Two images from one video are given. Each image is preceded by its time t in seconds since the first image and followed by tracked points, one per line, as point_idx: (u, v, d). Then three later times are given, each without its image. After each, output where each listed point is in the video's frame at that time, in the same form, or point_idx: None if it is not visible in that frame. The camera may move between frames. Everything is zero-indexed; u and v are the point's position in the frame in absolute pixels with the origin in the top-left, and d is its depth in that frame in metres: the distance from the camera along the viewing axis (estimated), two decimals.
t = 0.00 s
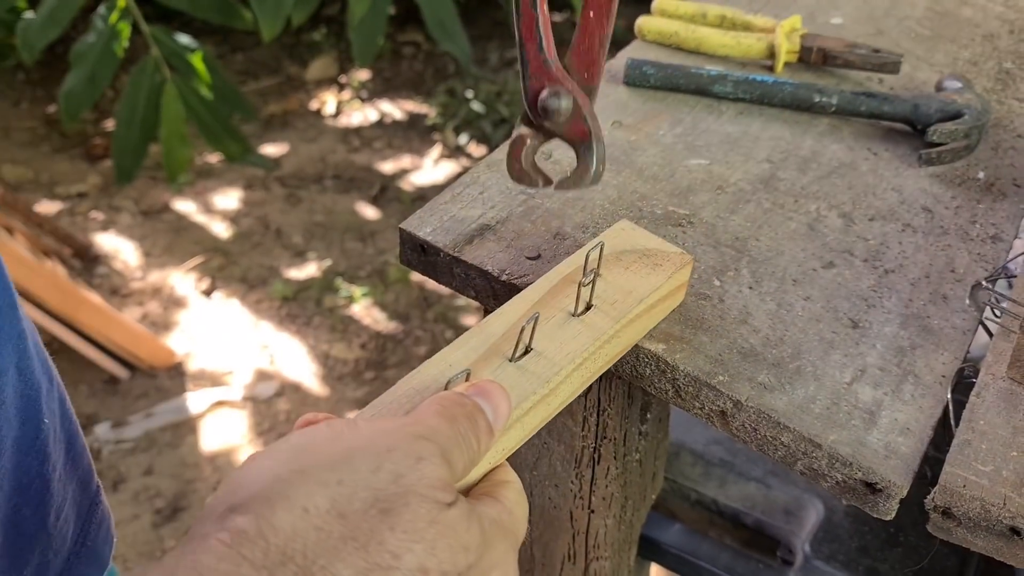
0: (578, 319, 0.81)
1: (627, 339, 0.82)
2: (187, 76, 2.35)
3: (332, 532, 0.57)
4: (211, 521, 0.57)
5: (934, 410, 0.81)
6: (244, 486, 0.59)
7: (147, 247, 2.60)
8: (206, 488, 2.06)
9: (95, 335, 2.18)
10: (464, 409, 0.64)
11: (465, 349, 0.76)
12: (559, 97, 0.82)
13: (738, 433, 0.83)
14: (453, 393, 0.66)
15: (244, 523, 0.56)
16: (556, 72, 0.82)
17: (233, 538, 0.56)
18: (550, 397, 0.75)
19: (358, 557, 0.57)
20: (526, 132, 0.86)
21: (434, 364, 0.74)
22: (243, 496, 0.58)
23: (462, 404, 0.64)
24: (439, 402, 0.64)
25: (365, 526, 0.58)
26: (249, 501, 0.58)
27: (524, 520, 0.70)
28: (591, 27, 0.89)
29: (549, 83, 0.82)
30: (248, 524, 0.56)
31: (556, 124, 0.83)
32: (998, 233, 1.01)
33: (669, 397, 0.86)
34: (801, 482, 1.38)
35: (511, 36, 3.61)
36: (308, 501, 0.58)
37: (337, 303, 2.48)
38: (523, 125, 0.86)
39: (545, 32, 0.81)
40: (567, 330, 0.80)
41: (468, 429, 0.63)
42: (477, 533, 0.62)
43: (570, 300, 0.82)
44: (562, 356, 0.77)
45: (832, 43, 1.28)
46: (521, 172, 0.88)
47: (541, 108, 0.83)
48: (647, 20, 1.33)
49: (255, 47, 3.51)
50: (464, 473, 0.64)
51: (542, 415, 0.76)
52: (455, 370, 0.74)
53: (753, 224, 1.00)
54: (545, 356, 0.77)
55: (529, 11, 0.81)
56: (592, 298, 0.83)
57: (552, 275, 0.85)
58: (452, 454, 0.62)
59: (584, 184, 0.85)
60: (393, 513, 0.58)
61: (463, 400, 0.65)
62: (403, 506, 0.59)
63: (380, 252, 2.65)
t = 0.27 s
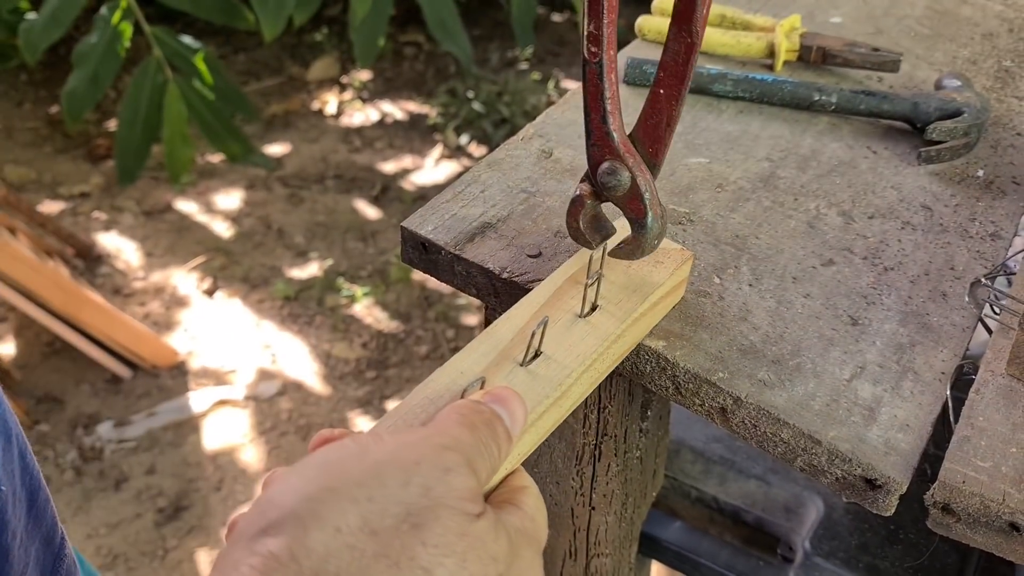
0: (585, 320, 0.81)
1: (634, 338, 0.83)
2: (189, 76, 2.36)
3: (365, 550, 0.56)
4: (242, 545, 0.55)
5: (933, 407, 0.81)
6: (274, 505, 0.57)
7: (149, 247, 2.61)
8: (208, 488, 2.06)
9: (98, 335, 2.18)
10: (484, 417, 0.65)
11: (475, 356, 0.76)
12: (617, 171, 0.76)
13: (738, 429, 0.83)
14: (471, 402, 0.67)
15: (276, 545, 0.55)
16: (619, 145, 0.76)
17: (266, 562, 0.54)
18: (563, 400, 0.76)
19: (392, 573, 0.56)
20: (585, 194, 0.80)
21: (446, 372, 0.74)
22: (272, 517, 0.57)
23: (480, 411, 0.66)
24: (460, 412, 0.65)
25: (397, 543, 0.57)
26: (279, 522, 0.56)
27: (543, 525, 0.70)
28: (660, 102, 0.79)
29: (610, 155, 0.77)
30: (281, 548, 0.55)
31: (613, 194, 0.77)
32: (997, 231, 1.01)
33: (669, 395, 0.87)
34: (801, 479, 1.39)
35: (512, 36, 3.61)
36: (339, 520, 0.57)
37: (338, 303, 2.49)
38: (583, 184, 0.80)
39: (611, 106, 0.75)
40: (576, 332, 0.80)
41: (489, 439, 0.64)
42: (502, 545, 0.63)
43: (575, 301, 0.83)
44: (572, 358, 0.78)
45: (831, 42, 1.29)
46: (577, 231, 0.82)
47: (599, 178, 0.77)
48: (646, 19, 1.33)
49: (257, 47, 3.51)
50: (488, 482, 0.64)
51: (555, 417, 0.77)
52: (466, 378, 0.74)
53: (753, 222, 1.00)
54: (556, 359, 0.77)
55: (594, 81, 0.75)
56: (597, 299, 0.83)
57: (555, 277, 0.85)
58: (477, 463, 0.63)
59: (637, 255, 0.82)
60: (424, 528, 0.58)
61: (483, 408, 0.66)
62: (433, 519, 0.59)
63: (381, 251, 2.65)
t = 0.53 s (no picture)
0: (588, 323, 0.81)
1: (636, 340, 0.83)
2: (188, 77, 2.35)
3: (382, 564, 0.56)
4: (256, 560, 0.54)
5: (933, 411, 0.81)
6: (289, 518, 0.56)
7: (148, 248, 2.60)
8: (207, 489, 2.06)
9: (97, 336, 2.18)
10: (495, 425, 0.65)
11: (478, 364, 0.76)
12: (601, 212, 0.76)
13: (736, 434, 0.83)
14: (481, 410, 0.66)
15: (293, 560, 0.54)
16: (603, 185, 0.76)
17: None
18: (568, 405, 0.75)
19: None
20: (567, 233, 0.79)
21: (449, 381, 0.74)
22: (287, 531, 0.56)
23: (490, 418, 0.65)
24: (471, 421, 0.64)
25: (414, 556, 0.57)
26: (294, 536, 0.55)
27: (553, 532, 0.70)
28: (642, 141, 0.79)
29: (594, 195, 0.76)
30: (297, 563, 0.54)
31: (597, 235, 0.78)
32: (997, 233, 1.00)
33: (667, 399, 0.86)
34: (800, 482, 1.38)
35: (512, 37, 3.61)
36: (355, 533, 0.56)
37: (338, 304, 2.48)
38: (564, 224, 0.79)
39: (597, 146, 0.74)
40: (579, 336, 0.80)
41: (501, 448, 0.64)
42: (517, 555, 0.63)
43: (576, 305, 0.83)
44: (576, 363, 0.77)
45: (831, 43, 1.28)
46: (561, 272, 0.81)
47: (582, 218, 0.77)
48: (646, 20, 1.33)
49: (256, 48, 3.51)
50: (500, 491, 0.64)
51: (561, 422, 0.76)
52: (470, 386, 0.73)
53: (752, 224, 1.00)
54: (560, 365, 0.77)
55: (580, 120, 0.74)
56: (599, 302, 0.83)
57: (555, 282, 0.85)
58: (490, 472, 0.62)
59: (621, 295, 0.82)
60: (441, 540, 0.58)
61: (493, 416, 0.66)
62: (450, 531, 0.58)
63: (381, 252, 2.65)
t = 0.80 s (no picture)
0: (582, 323, 0.81)
1: (631, 338, 0.83)
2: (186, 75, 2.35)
3: (372, 564, 0.56)
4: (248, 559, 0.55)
5: (929, 410, 0.81)
6: (281, 517, 0.57)
7: (147, 247, 2.60)
8: (205, 488, 2.06)
9: (95, 334, 2.18)
10: (488, 425, 0.65)
11: (472, 364, 0.76)
12: (592, 219, 0.74)
13: (732, 433, 0.83)
14: (476, 408, 0.67)
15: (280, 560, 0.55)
16: (594, 192, 0.74)
17: None
18: (563, 406, 0.75)
19: None
20: (561, 236, 0.78)
21: (443, 381, 0.74)
22: (278, 531, 0.57)
23: (484, 418, 0.65)
24: (465, 420, 0.64)
25: (406, 556, 0.57)
26: (285, 537, 0.56)
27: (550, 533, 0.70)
28: (630, 150, 0.77)
29: (585, 201, 0.75)
30: (286, 562, 0.55)
31: (589, 241, 0.76)
32: (994, 232, 1.00)
33: (663, 398, 0.86)
34: (798, 481, 1.38)
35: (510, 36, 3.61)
36: (345, 533, 0.56)
37: (336, 303, 2.48)
38: (558, 227, 0.78)
39: (589, 154, 0.73)
40: (573, 335, 0.80)
41: (494, 447, 0.64)
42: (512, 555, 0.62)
43: (571, 304, 0.83)
44: (570, 362, 0.77)
45: (828, 42, 1.28)
46: (556, 271, 0.81)
47: (574, 225, 0.76)
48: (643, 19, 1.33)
49: (255, 47, 3.51)
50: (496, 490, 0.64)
51: (557, 421, 0.76)
52: (464, 386, 0.74)
53: (748, 223, 1.00)
54: (554, 365, 0.77)
55: (572, 128, 0.73)
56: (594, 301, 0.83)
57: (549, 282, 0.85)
58: (485, 472, 0.62)
59: (614, 295, 0.81)
60: (432, 539, 0.58)
61: (487, 416, 0.66)
62: (442, 531, 0.58)
63: (379, 251, 2.64)
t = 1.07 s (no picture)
0: (594, 323, 0.80)
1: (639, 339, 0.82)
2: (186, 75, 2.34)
3: None
4: None
5: (931, 410, 0.81)
6: (284, 544, 0.58)
7: (147, 246, 2.60)
8: (206, 488, 2.06)
9: (95, 334, 2.18)
10: (502, 434, 0.64)
11: (485, 363, 0.75)
12: (626, 209, 0.74)
13: (733, 432, 0.83)
14: (483, 417, 0.65)
15: None
16: (632, 182, 0.74)
17: None
18: (575, 407, 0.75)
19: None
20: (584, 226, 0.77)
21: (456, 381, 0.73)
22: (284, 558, 0.57)
23: (499, 426, 0.64)
24: (474, 430, 0.63)
25: None
26: (289, 564, 0.57)
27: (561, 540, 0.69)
28: (677, 143, 0.80)
29: (620, 189, 0.74)
30: None
31: (617, 232, 0.75)
32: (996, 231, 1.00)
33: (665, 397, 0.86)
34: (799, 480, 1.38)
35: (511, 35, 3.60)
36: (348, 557, 0.57)
37: (336, 302, 2.48)
38: (583, 217, 0.77)
39: (635, 142, 0.73)
40: (585, 336, 0.79)
41: (505, 457, 0.62)
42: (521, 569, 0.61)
43: (583, 304, 0.82)
44: (582, 365, 0.77)
45: (829, 40, 1.28)
46: (572, 263, 0.79)
47: (605, 213, 0.74)
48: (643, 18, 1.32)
49: (255, 46, 3.50)
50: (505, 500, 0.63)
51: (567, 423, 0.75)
52: (479, 387, 0.72)
53: (749, 222, 0.99)
54: (567, 367, 0.76)
55: (625, 113, 0.72)
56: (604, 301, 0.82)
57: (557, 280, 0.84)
58: (489, 481, 0.61)
59: (628, 295, 0.81)
60: (437, 557, 0.57)
61: (501, 425, 0.65)
62: (445, 547, 0.58)
63: (379, 250, 2.64)
